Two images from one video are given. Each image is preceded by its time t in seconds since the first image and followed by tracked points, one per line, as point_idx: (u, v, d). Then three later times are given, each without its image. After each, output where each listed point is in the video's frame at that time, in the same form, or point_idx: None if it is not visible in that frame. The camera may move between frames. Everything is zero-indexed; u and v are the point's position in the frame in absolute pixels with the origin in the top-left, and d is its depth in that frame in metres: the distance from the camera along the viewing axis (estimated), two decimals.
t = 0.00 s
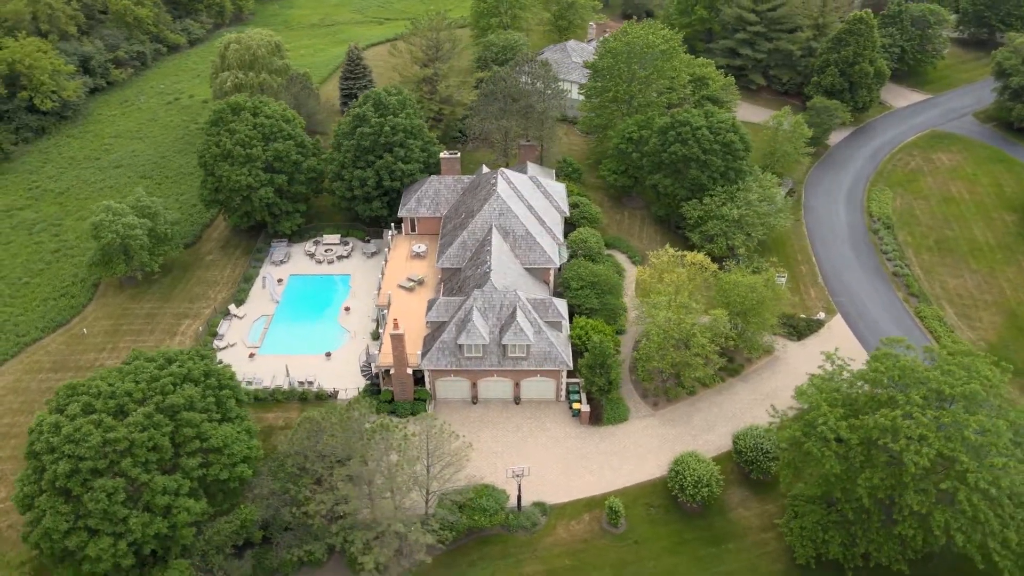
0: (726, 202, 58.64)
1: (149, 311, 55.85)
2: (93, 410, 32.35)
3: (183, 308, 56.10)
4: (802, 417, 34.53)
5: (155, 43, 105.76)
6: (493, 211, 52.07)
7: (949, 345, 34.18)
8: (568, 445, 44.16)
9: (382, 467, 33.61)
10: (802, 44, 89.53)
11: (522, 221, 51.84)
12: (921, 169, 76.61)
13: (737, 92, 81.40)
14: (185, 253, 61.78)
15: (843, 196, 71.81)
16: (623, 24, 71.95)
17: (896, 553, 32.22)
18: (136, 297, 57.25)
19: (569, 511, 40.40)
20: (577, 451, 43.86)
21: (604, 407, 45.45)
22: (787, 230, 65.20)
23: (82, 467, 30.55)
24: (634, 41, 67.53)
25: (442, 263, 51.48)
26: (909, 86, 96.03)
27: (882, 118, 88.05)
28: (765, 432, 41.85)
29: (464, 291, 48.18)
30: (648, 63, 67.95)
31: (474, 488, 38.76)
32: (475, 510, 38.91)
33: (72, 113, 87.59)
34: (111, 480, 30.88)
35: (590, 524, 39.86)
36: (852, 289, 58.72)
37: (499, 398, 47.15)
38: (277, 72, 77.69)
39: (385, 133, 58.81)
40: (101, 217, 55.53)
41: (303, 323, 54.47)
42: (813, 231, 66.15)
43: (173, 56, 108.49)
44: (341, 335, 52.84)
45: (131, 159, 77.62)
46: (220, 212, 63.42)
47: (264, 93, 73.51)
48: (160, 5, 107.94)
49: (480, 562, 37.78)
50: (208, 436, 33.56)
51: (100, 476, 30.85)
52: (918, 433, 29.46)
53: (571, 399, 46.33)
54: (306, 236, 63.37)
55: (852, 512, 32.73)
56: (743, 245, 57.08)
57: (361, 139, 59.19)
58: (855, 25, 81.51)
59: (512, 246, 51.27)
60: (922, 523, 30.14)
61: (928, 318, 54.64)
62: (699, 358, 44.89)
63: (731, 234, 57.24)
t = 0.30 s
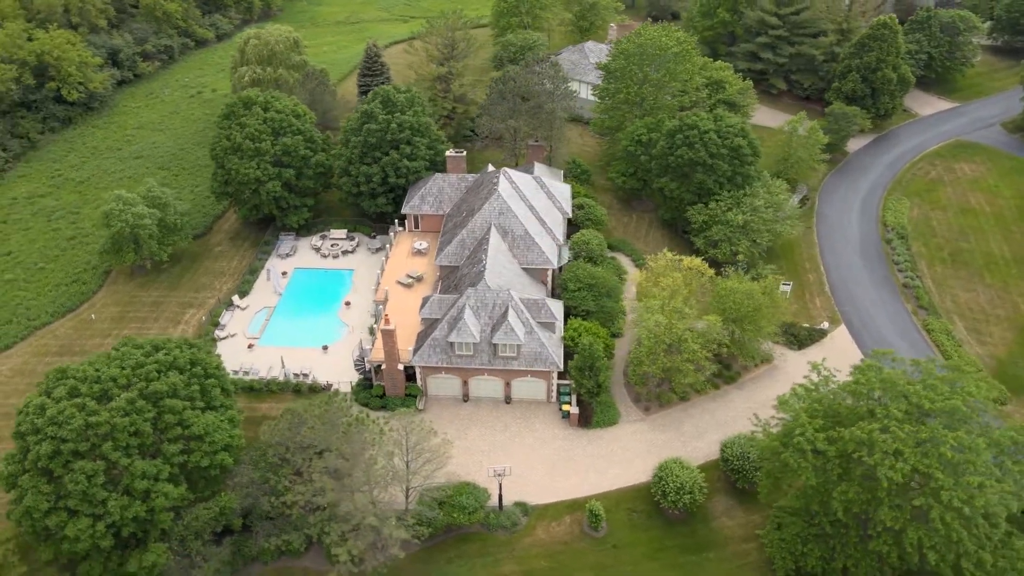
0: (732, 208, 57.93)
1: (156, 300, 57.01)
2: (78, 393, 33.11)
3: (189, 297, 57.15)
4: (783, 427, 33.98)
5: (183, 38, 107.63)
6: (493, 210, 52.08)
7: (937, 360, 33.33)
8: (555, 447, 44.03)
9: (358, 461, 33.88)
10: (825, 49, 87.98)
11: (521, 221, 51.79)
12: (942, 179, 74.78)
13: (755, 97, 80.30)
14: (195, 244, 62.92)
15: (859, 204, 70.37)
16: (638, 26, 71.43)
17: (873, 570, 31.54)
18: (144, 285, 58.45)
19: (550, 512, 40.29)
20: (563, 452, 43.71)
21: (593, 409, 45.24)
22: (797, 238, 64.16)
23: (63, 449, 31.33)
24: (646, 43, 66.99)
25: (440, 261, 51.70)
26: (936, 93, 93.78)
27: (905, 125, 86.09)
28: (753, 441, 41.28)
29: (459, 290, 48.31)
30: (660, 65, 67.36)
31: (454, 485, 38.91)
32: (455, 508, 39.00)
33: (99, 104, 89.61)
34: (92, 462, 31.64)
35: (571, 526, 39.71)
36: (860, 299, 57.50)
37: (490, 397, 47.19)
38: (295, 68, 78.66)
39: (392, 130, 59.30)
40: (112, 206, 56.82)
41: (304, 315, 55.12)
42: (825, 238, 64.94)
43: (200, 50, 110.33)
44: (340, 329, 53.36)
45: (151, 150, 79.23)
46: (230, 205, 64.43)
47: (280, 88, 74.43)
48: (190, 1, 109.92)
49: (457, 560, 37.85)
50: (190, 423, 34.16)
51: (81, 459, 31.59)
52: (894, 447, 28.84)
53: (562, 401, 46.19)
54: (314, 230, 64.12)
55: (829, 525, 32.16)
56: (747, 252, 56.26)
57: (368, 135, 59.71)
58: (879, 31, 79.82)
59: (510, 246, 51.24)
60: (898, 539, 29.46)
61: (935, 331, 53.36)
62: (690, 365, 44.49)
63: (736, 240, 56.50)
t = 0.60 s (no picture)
0: (738, 213, 57.24)
1: (163, 290, 58.11)
2: (67, 378, 33.92)
3: (195, 288, 58.14)
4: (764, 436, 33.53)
5: (209, 33, 109.39)
6: (493, 209, 52.15)
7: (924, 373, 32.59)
8: (543, 448, 43.92)
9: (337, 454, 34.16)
10: (847, 54, 86.41)
11: (521, 221, 51.78)
12: (962, 188, 72.99)
13: (772, 101, 79.21)
14: (204, 236, 63.99)
15: (873, 212, 69.00)
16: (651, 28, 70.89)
17: None
18: (153, 275, 59.61)
19: (534, 513, 40.22)
20: (551, 453, 43.60)
21: (584, 412, 45.08)
22: (806, 245, 63.19)
23: (50, 431, 32.13)
24: (658, 44, 66.44)
25: (440, 258, 51.95)
26: (963, 101, 91.51)
27: (927, 133, 84.20)
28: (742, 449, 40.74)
29: (455, 288, 48.48)
30: (672, 67, 66.81)
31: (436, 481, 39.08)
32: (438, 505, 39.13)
33: (123, 97, 91.59)
34: (77, 446, 32.39)
35: (553, 527, 39.59)
36: (866, 309, 56.45)
37: (482, 396, 47.29)
38: (311, 64, 79.55)
39: (399, 127, 59.74)
40: (124, 197, 58.05)
41: (306, 309, 55.79)
42: (835, 246, 63.82)
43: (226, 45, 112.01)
44: (339, 324, 53.93)
45: (170, 143, 80.76)
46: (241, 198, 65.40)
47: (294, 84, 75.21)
48: None
49: (438, 556, 37.97)
50: (176, 411, 34.79)
51: (67, 442, 32.36)
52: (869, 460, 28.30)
53: (553, 402, 46.09)
54: (321, 225, 64.81)
55: (807, 537, 31.65)
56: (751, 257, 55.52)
57: (375, 132, 60.15)
58: (901, 36, 78.11)
59: (509, 246, 51.27)
60: (873, 554, 28.88)
61: (942, 344, 52.12)
62: (682, 370, 44.07)
63: (740, 245, 55.81)
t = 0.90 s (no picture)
0: (744, 218, 56.48)
1: (172, 279, 59.29)
2: (59, 361, 34.85)
3: (202, 278, 59.21)
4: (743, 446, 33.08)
5: (237, 28, 111.14)
6: (494, 208, 52.21)
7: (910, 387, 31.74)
8: (531, 448, 43.88)
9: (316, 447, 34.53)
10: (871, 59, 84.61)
11: (521, 221, 51.77)
12: (984, 200, 70.98)
13: (790, 106, 78.00)
14: (216, 227, 65.14)
15: (889, 222, 67.51)
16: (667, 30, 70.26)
17: None
18: (163, 264, 60.88)
19: (516, 513, 40.22)
20: (538, 454, 43.53)
21: (573, 413, 44.91)
22: (816, 253, 62.14)
23: (38, 412, 33.03)
24: (672, 47, 65.84)
25: (440, 256, 52.15)
26: (993, 110, 88.92)
27: (952, 143, 82.03)
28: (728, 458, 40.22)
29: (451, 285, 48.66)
30: (685, 70, 66.15)
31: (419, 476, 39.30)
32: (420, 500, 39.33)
33: (149, 89, 93.60)
34: (64, 427, 33.27)
35: (535, 528, 39.58)
36: (873, 320, 55.23)
37: (475, 394, 47.38)
38: (330, 60, 80.43)
39: (407, 124, 60.13)
40: (137, 187, 59.37)
41: (309, 302, 56.41)
42: (846, 256, 62.60)
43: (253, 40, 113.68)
44: (340, 317, 54.45)
45: (190, 135, 82.33)
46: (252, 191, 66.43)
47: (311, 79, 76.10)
48: None
49: (417, 551, 38.18)
50: (162, 397, 35.53)
51: (55, 423, 33.26)
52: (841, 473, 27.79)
53: (544, 403, 46.01)
54: (330, 220, 65.53)
55: (782, 549, 31.21)
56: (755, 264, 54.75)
57: (384, 129, 60.59)
58: (927, 42, 76.09)
59: (509, 245, 51.32)
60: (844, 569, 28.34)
61: (948, 359, 50.83)
62: (673, 375, 43.63)
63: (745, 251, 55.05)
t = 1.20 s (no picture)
0: (751, 224, 55.78)
1: (182, 269, 60.40)
2: (54, 345, 35.74)
3: (212, 269, 60.20)
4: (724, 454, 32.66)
5: (264, 24, 112.72)
6: (496, 207, 52.24)
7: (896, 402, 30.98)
8: (520, 448, 43.84)
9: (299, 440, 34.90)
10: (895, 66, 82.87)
11: (523, 220, 51.74)
12: (1006, 212, 69.05)
13: (809, 111, 76.84)
14: (229, 219, 66.23)
15: (904, 232, 66.01)
16: (684, 32, 69.62)
17: None
18: (175, 254, 62.05)
19: (501, 512, 40.22)
20: (528, 454, 43.47)
21: (565, 414, 44.75)
22: (826, 262, 61.07)
23: (31, 394, 33.91)
24: (686, 49, 65.22)
25: (441, 253, 52.37)
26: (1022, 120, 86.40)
27: (977, 153, 79.92)
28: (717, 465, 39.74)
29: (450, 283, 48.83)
30: (699, 73, 65.54)
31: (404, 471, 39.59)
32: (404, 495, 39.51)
33: (175, 82, 95.44)
34: (56, 409, 34.13)
35: (519, 528, 39.55)
36: (880, 332, 54.03)
37: (469, 392, 47.50)
38: (348, 57, 81.20)
39: (416, 122, 60.47)
40: (151, 178, 60.58)
41: (313, 295, 57.03)
42: (857, 265, 61.36)
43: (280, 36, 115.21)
44: (342, 312, 54.96)
45: (211, 128, 83.79)
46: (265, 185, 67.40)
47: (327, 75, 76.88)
48: None
49: (400, 546, 38.36)
50: (154, 384, 36.25)
51: (48, 406, 34.13)
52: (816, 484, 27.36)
53: (537, 403, 45.93)
54: (340, 215, 66.22)
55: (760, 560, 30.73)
56: (760, 270, 53.97)
57: (393, 126, 61.03)
58: (953, 49, 74.07)
59: (510, 244, 51.35)
60: None
61: (956, 373, 49.54)
62: (665, 380, 43.24)
63: (750, 257, 54.29)
